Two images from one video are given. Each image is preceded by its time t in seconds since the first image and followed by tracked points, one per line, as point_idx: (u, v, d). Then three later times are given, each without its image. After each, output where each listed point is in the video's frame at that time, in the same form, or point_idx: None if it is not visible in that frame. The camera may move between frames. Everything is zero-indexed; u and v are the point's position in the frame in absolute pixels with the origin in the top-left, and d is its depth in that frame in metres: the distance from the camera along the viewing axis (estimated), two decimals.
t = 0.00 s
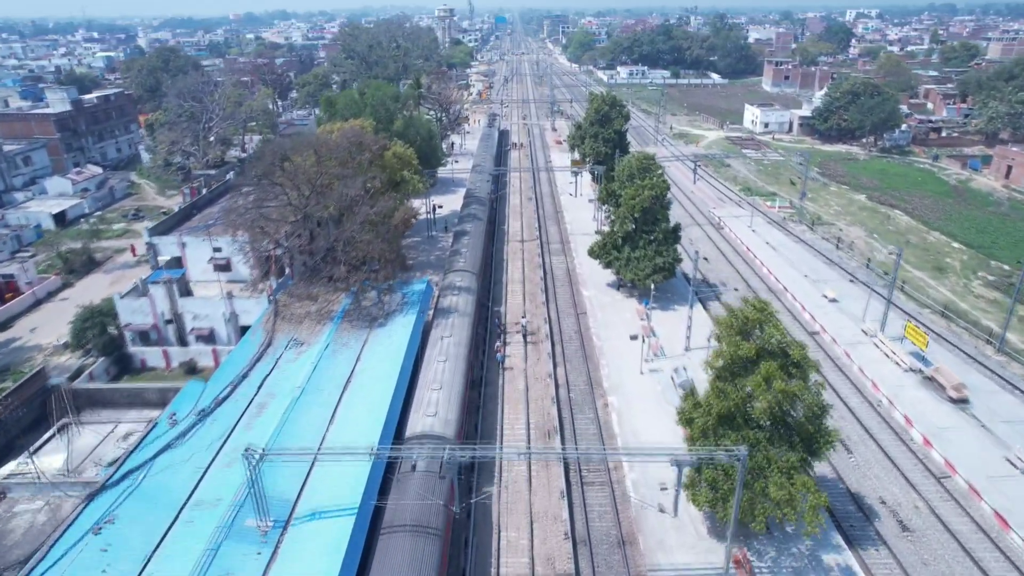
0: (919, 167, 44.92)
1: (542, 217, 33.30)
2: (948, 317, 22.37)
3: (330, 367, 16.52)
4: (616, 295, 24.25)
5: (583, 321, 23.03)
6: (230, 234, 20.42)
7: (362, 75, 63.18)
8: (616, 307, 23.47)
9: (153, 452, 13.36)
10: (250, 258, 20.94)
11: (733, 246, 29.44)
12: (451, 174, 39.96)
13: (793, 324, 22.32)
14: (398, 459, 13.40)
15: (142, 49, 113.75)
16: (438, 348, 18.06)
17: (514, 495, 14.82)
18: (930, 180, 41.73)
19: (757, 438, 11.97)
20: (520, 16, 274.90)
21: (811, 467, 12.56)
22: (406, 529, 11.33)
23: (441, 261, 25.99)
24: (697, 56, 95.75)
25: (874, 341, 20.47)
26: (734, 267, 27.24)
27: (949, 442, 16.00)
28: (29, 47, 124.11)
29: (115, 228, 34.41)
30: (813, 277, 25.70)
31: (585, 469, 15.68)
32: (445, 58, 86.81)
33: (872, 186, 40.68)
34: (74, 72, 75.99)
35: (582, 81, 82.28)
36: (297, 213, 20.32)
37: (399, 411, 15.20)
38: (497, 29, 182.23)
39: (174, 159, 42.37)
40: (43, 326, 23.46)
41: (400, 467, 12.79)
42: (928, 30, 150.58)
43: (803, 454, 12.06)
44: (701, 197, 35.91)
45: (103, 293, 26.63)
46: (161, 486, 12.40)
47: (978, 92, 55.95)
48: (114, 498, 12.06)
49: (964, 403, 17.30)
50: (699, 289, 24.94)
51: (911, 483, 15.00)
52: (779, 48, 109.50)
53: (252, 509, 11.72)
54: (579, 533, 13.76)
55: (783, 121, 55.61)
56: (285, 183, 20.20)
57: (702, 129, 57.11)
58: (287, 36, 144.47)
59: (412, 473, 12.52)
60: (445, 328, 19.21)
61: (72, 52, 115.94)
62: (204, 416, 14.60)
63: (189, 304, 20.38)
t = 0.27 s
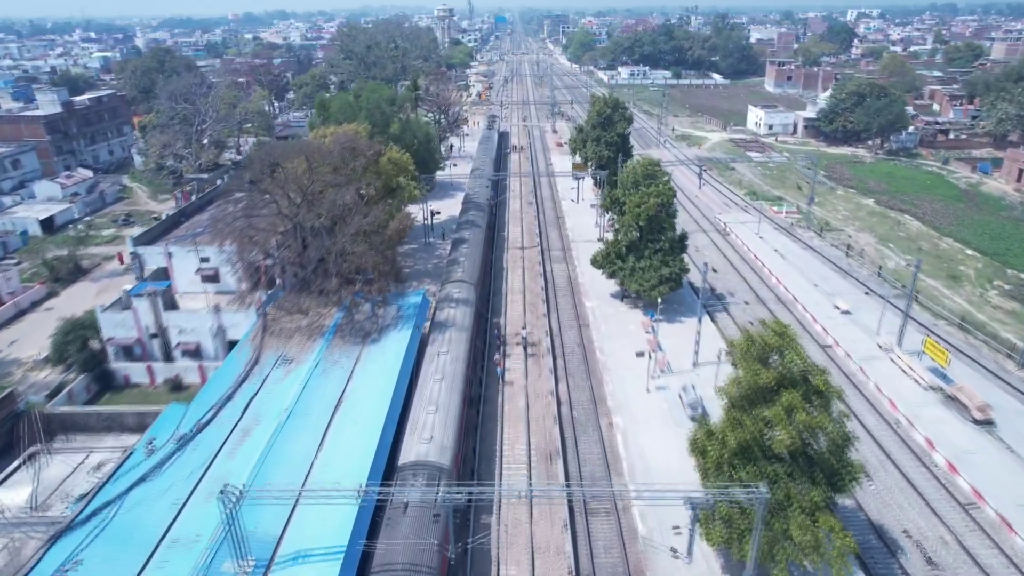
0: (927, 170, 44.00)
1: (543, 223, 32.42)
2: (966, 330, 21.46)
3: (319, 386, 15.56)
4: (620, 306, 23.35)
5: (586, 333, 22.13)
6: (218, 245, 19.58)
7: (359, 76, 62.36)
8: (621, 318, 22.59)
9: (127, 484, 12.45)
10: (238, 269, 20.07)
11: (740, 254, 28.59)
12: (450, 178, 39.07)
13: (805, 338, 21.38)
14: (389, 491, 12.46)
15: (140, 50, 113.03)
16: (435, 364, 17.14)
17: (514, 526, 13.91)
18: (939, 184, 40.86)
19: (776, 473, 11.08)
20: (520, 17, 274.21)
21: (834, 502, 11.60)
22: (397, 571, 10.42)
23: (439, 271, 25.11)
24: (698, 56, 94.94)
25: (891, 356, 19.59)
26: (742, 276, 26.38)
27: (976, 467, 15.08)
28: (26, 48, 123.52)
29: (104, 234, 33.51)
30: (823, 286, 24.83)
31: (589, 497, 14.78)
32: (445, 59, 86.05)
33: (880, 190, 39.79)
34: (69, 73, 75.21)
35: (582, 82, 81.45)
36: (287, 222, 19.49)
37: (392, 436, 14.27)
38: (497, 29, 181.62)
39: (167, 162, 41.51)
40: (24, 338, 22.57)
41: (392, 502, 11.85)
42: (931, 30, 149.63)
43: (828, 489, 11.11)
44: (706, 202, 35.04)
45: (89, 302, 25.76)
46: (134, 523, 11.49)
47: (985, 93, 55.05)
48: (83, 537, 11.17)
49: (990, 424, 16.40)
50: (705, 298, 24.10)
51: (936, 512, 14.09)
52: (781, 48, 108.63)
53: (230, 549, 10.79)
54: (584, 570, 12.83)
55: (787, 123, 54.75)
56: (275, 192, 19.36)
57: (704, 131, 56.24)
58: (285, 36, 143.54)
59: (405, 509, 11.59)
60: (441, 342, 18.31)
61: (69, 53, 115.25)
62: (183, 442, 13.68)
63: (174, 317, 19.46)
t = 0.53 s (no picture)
0: (936, 174, 43.10)
1: (544, 229, 31.52)
2: (986, 344, 20.57)
3: (307, 413, 14.68)
4: (624, 318, 22.46)
5: (589, 348, 21.24)
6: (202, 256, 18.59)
7: (357, 77, 61.49)
8: (626, 331, 21.71)
9: (97, 523, 11.58)
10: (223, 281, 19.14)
11: (748, 262, 27.73)
12: (448, 182, 38.19)
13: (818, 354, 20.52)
14: (379, 532, 11.57)
15: (137, 50, 112.21)
16: (431, 386, 16.22)
17: (515, 563, 13.02)
18: (949, 188, 39.94)
19: (799, 513, 10.10)
20: (520, 17, 273.43)
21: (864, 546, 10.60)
22: None
23: (436, 281, 24.23)
24: (700, 57, 94.11)
25: (910, 373, 18.67)
26: (750, 287, 25.54)
27: (1006, 497, 14.16)
28: (22, 48, 122.74)
29: (92, 240, 32.63)
30: (835, 297, 23.94)
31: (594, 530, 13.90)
32: (444, 59, 85.21)
33: (888, 195, 38.86)
34: (64, 74, 74.35)
35: (583, 83, 80.60)
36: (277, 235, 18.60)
37: (383, 467, 13.33)
38: (497, 29, 180.86)
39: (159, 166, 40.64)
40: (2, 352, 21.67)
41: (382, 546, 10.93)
42: (934, 31, 148.78)
43: (857, 534, 10.13)
44: (711, 208, 34.17)
45: (73, 313, 24.85)
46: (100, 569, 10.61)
47: (993, 95, 54.15)
48: None
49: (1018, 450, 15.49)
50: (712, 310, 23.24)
51: (965, 547, 13.17)
52: (783, 49, 107.79)
53: None
54: None
55: (792, 125, 53.86)
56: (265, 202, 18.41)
57: (707, 133, 55.34)
58: (283, 36, 142.63)
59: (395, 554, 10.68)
60: (437, 361, 17.40)
61: (65, 53, 114.39)
62: (160, 475, 12.80)
63: (157, 333, 18.52)
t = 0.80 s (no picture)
0: (946, 178, 42.09)
1: (545, 236, 30.50)
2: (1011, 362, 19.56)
3: (292, 444, 13.65)
4: (630, 334, 21.45)
5: (593, 366, 20.24)
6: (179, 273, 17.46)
7: (354, 78, 60.46)
8: (632, 348, 20.74)
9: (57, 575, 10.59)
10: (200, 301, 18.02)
11: (757, 272, 26.75)
12: (446, 188, 37.19)
13: (834, 373, 19.53)
14: None
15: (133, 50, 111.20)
16: (425, 412, 15.19)
17: None
18: (961, 193, 38.90)
19: (831, 572, 8.93)
20: (519, 16, 272.48)
21: None
22: None
23: (432, 294, 23.23)
24: (702, 57, 93.09)
25: (933, 396, 17.67)
26: (761, 298, 24.55)
27: None
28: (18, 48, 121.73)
29: (79, 248, 31.64)
30: (850, 311, 22.94)
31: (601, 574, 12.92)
32: (443, 60, 84.19)
33: (898, 200, 37.82)
34: (57, 74, 73.31)
35: (584, 84, 79.57)
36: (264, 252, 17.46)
37: (372, 507, 12.29)
38: (497, 29, 179.86)
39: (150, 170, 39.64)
40: None
41: None
42: (937, 31, 148.04)
43: None
44: (717, 214, 33.17)
45: (55, 326, 23.84)
46: None
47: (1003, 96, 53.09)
48: None
49: None
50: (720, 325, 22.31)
51: None
52: (786, 49, 106.76)
53: None
54: None
55: (797, 127, 52.83)
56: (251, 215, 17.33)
57: (711, 135, 54.35)
58: (282, 36, 141.63)
59: None
60: (431, 384, 16.39)
61: (61, 53, 113.37)
62: (128, 518, 11.78)
63: (137, 351, 17.45)
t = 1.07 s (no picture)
0: (956, 182, 41.21)
1: (546, 243, 29.61)
2: None
3: (275, 475, 12.72)
4: (635, 349, 20.56)
5: (597, 383, 19.34)
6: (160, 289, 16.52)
7: (352, 79, 59.56)
8: (638, 365, 19.83)
9: None
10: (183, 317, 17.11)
11: (766, 283, 25.85)
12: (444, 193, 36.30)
13: (849, 392, 18.63)
14: None
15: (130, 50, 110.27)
16: (420, 438, 14.25)
17: None
18: (972, 198, 37.96)
19: None
20: (519, 17, 271.61)
21: None
22: None
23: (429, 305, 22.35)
24: (704, 58, 92.19)
25: (957, 418, 16.76)
26: (772, 310, 23.66)
27: None
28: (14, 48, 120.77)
29: (66, 255, 30.74)
30: (864, 324, 22.06)
31: None
32: (441, 60, 83.25)
33: (908, 205, 36.89)
34: (51, 75, 72.35)
35: (585, 85, 78.68)
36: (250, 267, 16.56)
37: (362, 542, 11.41)
38: (496, 29, 178.94)
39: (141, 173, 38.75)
40: None
41: None
42: (941, 31, 146.97)
43: None
44: (723, 220, 32.30)
45: (36, 338, 22.95)
46: None
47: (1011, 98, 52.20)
48: None
49: None
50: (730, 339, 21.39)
51: None
52: (789, 50, 105.90)
53: None
54: None
55: (802, 130, 51.92)
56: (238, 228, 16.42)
57: (715, 138, 53.42)
58: (280, 36, 140.99)
59: None
60: (426, 407, 15.46)
61: (57, 53, 112.43)
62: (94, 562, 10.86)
63: (117, 371, 16.55)
